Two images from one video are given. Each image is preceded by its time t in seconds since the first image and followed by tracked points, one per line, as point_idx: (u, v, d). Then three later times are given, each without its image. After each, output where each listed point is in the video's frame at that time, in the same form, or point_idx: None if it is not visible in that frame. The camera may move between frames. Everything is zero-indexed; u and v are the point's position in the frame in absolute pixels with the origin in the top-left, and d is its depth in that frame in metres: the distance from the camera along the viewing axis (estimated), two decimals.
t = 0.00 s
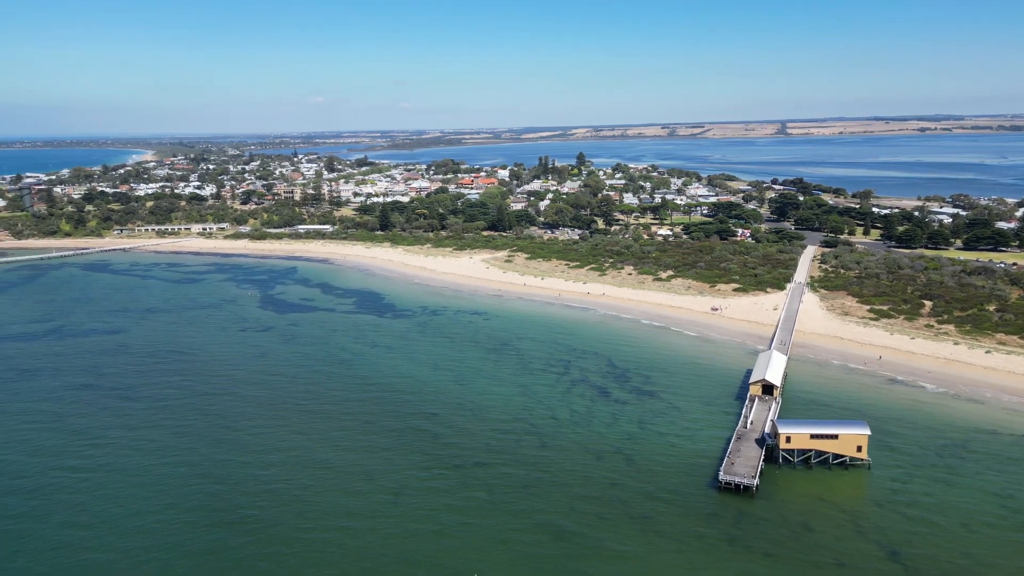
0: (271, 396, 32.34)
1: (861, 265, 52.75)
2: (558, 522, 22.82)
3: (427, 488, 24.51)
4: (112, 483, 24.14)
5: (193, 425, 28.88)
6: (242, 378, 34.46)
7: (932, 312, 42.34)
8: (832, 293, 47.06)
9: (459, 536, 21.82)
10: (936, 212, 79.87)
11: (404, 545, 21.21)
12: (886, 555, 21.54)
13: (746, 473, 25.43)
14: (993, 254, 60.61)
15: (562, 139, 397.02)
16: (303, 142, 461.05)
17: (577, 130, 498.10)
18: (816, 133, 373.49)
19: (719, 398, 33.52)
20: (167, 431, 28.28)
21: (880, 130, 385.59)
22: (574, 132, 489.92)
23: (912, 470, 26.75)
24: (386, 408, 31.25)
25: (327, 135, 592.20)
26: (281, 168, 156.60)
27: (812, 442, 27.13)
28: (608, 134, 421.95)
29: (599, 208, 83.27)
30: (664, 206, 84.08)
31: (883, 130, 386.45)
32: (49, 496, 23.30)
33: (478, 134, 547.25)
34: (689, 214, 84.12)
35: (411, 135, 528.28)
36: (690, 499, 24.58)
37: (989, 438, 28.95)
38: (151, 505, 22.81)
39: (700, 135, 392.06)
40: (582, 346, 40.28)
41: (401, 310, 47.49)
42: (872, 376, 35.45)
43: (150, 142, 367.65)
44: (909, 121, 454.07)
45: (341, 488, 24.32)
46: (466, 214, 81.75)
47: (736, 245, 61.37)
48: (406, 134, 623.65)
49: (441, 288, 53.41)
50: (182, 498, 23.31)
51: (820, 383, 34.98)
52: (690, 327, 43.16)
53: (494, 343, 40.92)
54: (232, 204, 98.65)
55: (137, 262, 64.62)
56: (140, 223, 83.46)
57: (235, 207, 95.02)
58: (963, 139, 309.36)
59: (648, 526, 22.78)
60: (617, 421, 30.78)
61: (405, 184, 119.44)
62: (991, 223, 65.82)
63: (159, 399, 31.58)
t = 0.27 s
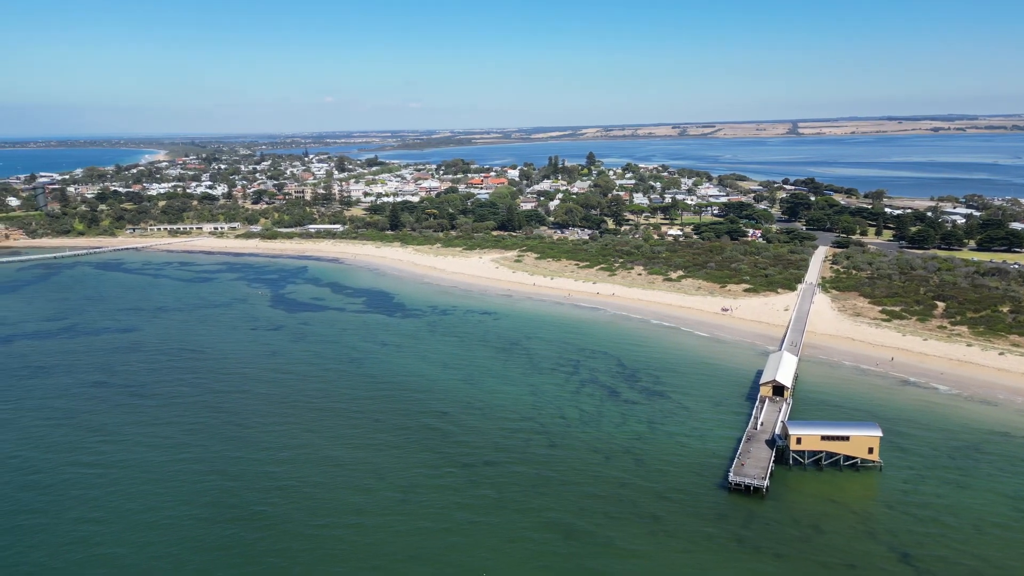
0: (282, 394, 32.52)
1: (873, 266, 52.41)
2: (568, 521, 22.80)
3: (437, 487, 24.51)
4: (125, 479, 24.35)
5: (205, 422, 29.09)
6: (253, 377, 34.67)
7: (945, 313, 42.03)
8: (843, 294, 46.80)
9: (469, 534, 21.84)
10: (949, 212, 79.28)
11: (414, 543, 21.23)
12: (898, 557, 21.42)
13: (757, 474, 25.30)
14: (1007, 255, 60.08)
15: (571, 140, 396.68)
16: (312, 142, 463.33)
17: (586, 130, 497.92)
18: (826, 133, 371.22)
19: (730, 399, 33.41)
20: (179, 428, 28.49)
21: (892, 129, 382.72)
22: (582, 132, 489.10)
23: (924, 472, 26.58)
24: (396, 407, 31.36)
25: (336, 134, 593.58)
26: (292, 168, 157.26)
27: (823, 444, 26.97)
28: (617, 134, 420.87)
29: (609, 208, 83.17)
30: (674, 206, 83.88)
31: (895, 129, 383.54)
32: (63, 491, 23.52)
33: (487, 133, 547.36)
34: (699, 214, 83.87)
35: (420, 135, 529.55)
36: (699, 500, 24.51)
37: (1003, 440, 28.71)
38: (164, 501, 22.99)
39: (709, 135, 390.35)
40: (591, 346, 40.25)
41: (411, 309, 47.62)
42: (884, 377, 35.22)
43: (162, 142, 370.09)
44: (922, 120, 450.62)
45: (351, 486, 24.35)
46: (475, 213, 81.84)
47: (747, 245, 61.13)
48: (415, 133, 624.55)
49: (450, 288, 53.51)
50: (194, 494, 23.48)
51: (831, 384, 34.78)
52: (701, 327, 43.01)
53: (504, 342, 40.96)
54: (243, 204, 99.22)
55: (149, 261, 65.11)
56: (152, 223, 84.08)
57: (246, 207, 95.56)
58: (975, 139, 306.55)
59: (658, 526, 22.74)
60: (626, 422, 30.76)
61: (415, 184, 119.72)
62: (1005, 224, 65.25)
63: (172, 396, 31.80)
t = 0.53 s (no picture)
0: (292, 392, 32.68)
1: (885, 267, 52.09)
2: (577, 520, 22.78)
3: (446, 485, 24.55)
4: (137, 475, 24.54)
5: (217, 419, 29.26)
6: (264, 375, 34.85)
7: (957, 314, 41.71)
8: (854, 295, 46.53)
9: (478, 532, 21.87)
10: (962, 213, 78.67)
11: (422, 540, 21.27)
12: (909, 559, 21.28)
13: (767, 475, 25.18)
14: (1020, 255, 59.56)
15: (580, 139, 395.82)
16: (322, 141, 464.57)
17: (595, 130, 496.83)
18: (837, 133, 368.80)
19: (740, 399, 33.29)
20: (191, 425, 28.68)
21: (904, 129, 379.84)
22: (591, 131, 488.45)
23: (935, 473, 26.40)
24: (406, 405, 31.42)
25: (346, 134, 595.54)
26: (302, 167, 157.88)
27: (834, 445, 26.83)
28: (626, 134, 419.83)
29: (618, 208, 83.03)
30: (684, 206, 83.65)
31: (906, 129, 380.66)
32: (76, 487, 23.71)
33: (496, 133, 547.54)
34: (709, 214, 83.61)
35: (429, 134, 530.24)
36: (709, 500, 24.44)
37: (1016, 442, 28.45)
38: (176, 497, 23.14)
39: (719, 135, 388.51)
40: (601, 346, 40.21)
41: (420, 309, 47.73)
42: (895, 378, 34.99)
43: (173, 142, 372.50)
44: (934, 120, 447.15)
45: (361, 483, 24.42)
46: (485, 213, 81.90)
47: (757, 245, 60.90)
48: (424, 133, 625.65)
49: (460, 287, 53.58)
50: (205, 490, 23.64)
51: (842, 385, 34.58)
52: (710, 328, 42.88)
53: (513, 342, 40.97)
54: (254, 203, 99.72)
55: (161, 260, 65.56)
56: (164, 222, 84.62)
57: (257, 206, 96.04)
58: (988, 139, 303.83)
59: (667, 526, 22.69)
60: (636, 422, 30.72)
61: (425, 184, 119.86)
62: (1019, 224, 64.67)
63: (183, 394, 32.00)
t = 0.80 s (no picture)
0: (304, 390, 32.83)
1: (897, 268, 51.71)
2: (587, 519, 22.76)
3: (456, 484, 24.58)
4: (150, 471, 24.74)
5: (229, 417, 29.45)
6: (275, 373, 35.04)
7: (971, 316, 41.37)
8: (867, 296, 46.23)
9: (488, 530, 21.89)
10: (976, 213, 77.96)
11: (432, 538, 21.31)
12: (921, 562, 21.13)
13: (777, 477, 25.06)
14: None
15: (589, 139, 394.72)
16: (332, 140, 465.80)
17: (604, 129, 495.59)
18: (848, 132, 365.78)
19: (751, 400, 33.16)
20: (203, 422, 28.88)
21: (917, 128, 376.49)
22: (601, 130, 487.10)
23: (948, 476, 26.19)
24: (416, 404, 31.49)
25: (356, 133, 596.99)
26: (313, 167, 158.39)
27: (845, 447, 26.66)
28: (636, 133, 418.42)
29: (629, 208, 82.85)
30: (695, 206, 83.35)
31: (920, 128, 377.35)
32: (90, 482, 23.92)
33: (505, 132, 547.36)
34: (720, 214, 83.28)
35: (439, 134, 530.92)
36: (719, 501, 24.36)
37: None
38: (188, 493, 23.30)
39: (729, 134, 386.38)
40: (610, 346, 40.15)
41: (430, 308, 47.83)
42: (908, 380, 34.74)
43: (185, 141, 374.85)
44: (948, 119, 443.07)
45: (371, 481, 24.50)
46: (495, 213, 81.92)
47: (768, 245, 60.61)
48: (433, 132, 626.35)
49: (469, 287, 53.64)
50: (217, 486, 23.79)
51: (854, 387, 34.36)
52: (721, 328, 42.72)
53: (523, 342, 40.98)
54: (265, 203, 100.17)
55: (173, 259, 65.98)
56: (176, 221, 85.16)
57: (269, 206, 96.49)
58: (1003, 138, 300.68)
59: (677, 526, 22.64)
60: (646, 422, 30.66)
61: (435, 183, 119.95)
62: None
63: (195, 392, 32.21)
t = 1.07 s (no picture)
0: (314, 388, 32.95)
1: (910, 268, 51.33)
2: (596, 518, 22.72)
3: (465, 482, 24.60)
4: (162, 467, 24.91)
5: (239, 414, 29.60)
6: (286, 371, 35.20)
7: (984, 317, 41.00)
8: (878, 297, 45.93)
9: (497, 528, 21.90)
10: (989, 213, 77.21)
11: (441, 535, 21.33)
12: (932, 565, 20.96)
13: (787, 478, 24.90)
14: None
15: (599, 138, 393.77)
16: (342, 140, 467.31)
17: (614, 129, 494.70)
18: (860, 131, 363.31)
19: (761, 400, 33.01)
20: (214, 419, 29.06)
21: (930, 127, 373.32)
22: (610, 130, 486.12)
23: (960, 479, 25.95)
24: (425, 403, 31.53)
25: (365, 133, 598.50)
26: (323, 167, 158.91)
27: (856, 449, 26.45)
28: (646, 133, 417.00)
29: (639, 208, 82.67)
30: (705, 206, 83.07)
31: (932, 127, 374.17)
32: (103, 478, 24.12)
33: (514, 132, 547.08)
34: (731, 214, 82.94)
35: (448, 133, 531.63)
36: (728, 501, 24.26)
37: None
38: (199, 489, 23.45)
39: (739, 134, 384.69)
40: (620, 347, 40.08)
41: (439, 308, 47.91)
42: (920, 382, 34.47)
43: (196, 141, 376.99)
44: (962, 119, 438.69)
45: (380, 479, 24.55)
46: (505, 213, 81.92)
47: (779, 246, 60.34)
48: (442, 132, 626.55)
49: (478, 287, 53.70)
50: (228, 483, 23.92)
51: (865, 388, 34.12)
52: (731, 329, 42.56)
53: (532, 342, 40.97)
54: (276, 202, 100.62)
55: (184, 258, 66.40)
56: (188, 220, 85.66)
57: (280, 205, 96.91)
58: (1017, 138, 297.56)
59: (686, 526, 22.56)
60: (655, 422, 30.58)
61: (445, 183, 120.05)
62: None
63: (206, 389, 32.41)
